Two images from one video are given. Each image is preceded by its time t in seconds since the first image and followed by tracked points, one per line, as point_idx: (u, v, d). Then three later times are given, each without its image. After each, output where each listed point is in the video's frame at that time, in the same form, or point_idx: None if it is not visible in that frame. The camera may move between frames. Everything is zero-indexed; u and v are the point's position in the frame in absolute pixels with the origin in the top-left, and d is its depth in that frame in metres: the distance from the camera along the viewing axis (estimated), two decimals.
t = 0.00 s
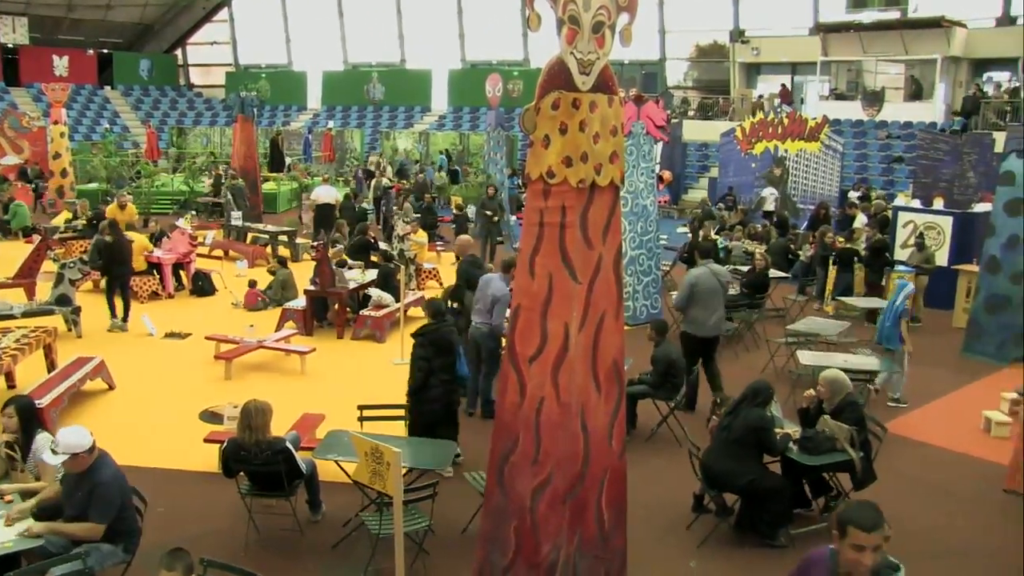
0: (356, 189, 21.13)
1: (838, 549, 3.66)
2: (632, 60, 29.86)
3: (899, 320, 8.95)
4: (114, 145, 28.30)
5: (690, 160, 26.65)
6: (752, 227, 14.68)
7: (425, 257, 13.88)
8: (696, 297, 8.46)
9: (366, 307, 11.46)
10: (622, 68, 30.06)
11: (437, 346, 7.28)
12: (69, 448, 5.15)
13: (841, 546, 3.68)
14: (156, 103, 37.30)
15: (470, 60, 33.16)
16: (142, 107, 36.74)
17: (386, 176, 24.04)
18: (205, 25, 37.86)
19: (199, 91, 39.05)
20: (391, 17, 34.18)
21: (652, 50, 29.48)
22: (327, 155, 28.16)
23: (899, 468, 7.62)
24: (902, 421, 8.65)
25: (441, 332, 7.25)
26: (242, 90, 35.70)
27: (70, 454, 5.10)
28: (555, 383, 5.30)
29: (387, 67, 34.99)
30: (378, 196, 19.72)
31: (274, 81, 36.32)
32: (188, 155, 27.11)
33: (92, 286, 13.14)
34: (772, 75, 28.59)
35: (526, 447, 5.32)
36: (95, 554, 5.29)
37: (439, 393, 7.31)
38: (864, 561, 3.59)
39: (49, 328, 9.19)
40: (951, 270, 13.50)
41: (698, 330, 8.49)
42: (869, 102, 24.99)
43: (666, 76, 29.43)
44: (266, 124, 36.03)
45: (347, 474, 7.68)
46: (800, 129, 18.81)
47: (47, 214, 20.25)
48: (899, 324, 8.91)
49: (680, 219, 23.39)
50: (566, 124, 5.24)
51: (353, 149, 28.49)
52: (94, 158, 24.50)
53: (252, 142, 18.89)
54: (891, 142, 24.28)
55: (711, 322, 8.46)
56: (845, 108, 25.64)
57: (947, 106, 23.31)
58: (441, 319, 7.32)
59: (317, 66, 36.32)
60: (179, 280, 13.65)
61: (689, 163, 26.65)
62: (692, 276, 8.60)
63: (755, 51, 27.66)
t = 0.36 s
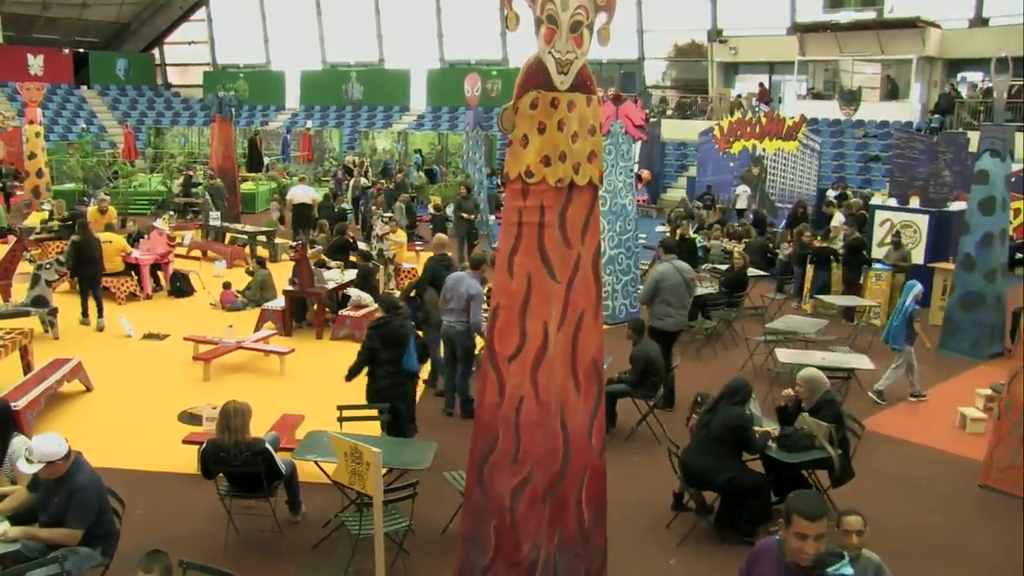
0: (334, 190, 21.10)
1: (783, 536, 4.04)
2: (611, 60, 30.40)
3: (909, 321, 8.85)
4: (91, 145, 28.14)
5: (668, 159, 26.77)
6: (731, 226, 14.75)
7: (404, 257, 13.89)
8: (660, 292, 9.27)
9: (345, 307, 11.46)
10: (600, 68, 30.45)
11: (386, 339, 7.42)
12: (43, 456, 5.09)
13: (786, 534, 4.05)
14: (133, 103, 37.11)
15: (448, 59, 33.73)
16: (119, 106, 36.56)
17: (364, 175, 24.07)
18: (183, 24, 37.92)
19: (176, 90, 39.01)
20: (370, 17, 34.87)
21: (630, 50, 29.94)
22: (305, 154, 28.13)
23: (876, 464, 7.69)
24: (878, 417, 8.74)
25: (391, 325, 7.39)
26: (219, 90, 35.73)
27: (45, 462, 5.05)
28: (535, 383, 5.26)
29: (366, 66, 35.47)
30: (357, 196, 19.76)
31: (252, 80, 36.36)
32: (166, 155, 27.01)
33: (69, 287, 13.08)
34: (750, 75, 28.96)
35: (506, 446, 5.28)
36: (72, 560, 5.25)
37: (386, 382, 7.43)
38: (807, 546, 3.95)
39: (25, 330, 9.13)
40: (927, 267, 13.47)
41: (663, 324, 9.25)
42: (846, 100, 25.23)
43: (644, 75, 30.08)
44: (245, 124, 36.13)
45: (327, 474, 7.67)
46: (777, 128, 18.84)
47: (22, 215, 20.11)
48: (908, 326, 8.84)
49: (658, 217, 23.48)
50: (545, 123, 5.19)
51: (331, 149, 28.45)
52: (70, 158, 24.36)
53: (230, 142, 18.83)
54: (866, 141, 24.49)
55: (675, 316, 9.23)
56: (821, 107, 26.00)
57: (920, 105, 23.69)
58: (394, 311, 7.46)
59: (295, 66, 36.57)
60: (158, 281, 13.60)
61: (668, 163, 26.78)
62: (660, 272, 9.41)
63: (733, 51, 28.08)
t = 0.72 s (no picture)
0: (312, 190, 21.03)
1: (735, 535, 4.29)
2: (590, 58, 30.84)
3: (919, 315, 8.88)
4: (66, 145, 27.88)
5: (646, 159, 26.78)
6: (709, 225, 14.81)
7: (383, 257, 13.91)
8: (633, 285, 9.69)
9: (324, 307, 11.44)
10: (579, 68, 30.70)
11: (346, 334, 7.67)
12: (18, 462, 5.03)
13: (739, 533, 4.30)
14: (110, 103, 36.82)
15: (427, 58, 33.84)
16: (96, 106, 36.24)
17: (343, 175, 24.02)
18: (160, 23, 37.72)
19: (154, 90, 38.82)
20: (348, 16, 34.67)
21: (609, 49, 30.12)
22: (283, 154, 28.02)
23: (853, 460, 7.75)
24: (856, 414, 8.80)
25: (351, 320, 7.62)
26: (197, 89, 35.50)
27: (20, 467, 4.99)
28: (513, 382, 5.20)
29: (344, 65, 35.44)
30: (336, 196, 19.71)
31: (230, 79, 36.23)
32: (142, 155, 26.81)
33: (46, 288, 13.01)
34: (728, 74, 29.36)
35: (485, 445, 5.22)
36: (47, 563, 5.20)
37: (347, 375, 7.68)
38: (751, 546, 4.19)
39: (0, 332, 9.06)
40: (904, 266, 13.76)
41: (631, 315, 9.78)
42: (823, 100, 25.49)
43: (623, 74, 30.28)
44: (222, 124, 36.05)
45: (307, 475, 7.66)
46: (756, 128, 19.45)
47: None
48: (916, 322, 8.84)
49: (636, 217, 23.49)
50: (523, 123, 5.14)
51: (310, 149, 28.41)
52: (46, 158, 24.15)
53: (208, 141, 18.74)
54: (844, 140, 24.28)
55: (643, 309, 9.76)
56: (799, 107, 26.22)
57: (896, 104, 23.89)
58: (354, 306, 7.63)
59: (273, 65, 36.46)
60: (136, 282, 13.55)
61: (646, 163, 26.81)
62: (633, 264, 9.76)
63: (711, 51, 28.48)
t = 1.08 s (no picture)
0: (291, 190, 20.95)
1: (711, 538, 3.68)
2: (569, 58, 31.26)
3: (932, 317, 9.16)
4: (42, 144, 27.62)
5: (626, 159, 26.79)
6: (688, 224, 14.86)
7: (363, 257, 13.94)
8: (599, 281, 9.78)
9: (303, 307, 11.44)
10: (558, 67, 30.82)
11: (308, 325, 7.79)
12: None
13: (713, 536, 3.70)
14: (87, 102, 36.51)
15: (406, 58, 34.04)
16: (72, 105, 35.92)
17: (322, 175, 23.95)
18: (137, 23, 37.51)
19: (131, 90, 38.59)
20: (327, 16, 34.69)
21: (588, 49, 30.21)
22: (262, 154, 27.90)
23: (831, 456, 7.81)
24: (835, 411, 8.86)
25: (310, 313, 7.75)
26: (176, 89, 35.27)
27: None
28: (493, 381, 5.13)
29: (323, 65, 35.42)
30: (315, 196, 19.64)
31: (208, 79, 36.04)
32: (120, 155, 26.61)
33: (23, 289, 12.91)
34: (706, 73, 29.66)
35: (465, 445, 5.15)
36: (26, 564, 5.16)
37: (310, 366, 7.80)
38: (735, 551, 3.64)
39: None
40: (882, 264, 13.91)
41: (600, 310, 9.89)
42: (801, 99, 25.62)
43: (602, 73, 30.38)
44: (201, 124, 35.92)
45: (287, 476, 7.64)
46: (735, 127, 19.29)
47: None
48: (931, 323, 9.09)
49: (614, 215, 23.54)
50: (502, 123, 5.01)
51: (289, 149, 28.32)
52: (22, 157, 23.92)
53: (186, 141, 18.66)
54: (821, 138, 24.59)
55: (612, 303, 9.88)
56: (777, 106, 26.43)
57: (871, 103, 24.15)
58: (312, 298, 7.78)
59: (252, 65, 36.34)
60: (114, 283, 13.50)
61: (625, 162, 26.82)
62: (600, 259, 9.77)
63: (689, 50, 28.68)
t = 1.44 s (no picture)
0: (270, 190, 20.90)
1: (677, 533, 3.48)
2: (548, 58, 31.44)
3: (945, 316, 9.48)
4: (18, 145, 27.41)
5: (604, 158, 26.78)
6: (666, 223, 14.93)
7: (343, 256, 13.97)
8: (562, 276, 9.82)
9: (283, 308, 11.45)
10: (537, 66, 31.03)
11: (260, 322, 7.82)
12: None
13: (678, 529, 3.50)
14: (63, 102, 36.25)
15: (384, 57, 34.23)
16: (49, 105, 35.65)
17: (300, 175, 23.92)
18: (113, 22, 37.38)
19: (109, 89, 38.43)
20: (305, 15, 34.78)
21: (566, 48, 30.47)
22: (241, 154, 27.81)
23: (809, 454, 7.85)
24: (814, 409, 8.90)
25: (264, 308, 7.77)
26: (153, 89, 35.12)
27: None
28: (473, 380, 4.98)
29: (301, 64, 35.50)
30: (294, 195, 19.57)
31: (187, 78, 35.94)
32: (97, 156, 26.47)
33: None
34: (685, 72, 29.73)
35: (446, 443, 4.99)
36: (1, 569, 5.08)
37: (265, 362, 7.89)
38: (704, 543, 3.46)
39: None
40: (859, 262, 14.02)
41: (564, 305, 9.90)
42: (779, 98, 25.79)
43: (581, 73, 30.68)
44: (179, 124, 35.79)
45: (268, 476, 7.61)
46: (713, 125, 19.39)
47: None
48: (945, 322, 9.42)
49: (593, 214, 23.57)
50: (481, 122, 4.88)
51: (267, 148, 28.26)
52: None
53: (164, 140, 18.59)
54: (800, 139, 24.31)
55: (577, 298, 9.88)
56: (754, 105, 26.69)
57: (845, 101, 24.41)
58: (264, 294, 7.84)
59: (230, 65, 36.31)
60: (91, 284, 13.42)
61: (604, 161, 26.85)
62: (561, 256, 9.91)
63: (668, 49, 28.91)
